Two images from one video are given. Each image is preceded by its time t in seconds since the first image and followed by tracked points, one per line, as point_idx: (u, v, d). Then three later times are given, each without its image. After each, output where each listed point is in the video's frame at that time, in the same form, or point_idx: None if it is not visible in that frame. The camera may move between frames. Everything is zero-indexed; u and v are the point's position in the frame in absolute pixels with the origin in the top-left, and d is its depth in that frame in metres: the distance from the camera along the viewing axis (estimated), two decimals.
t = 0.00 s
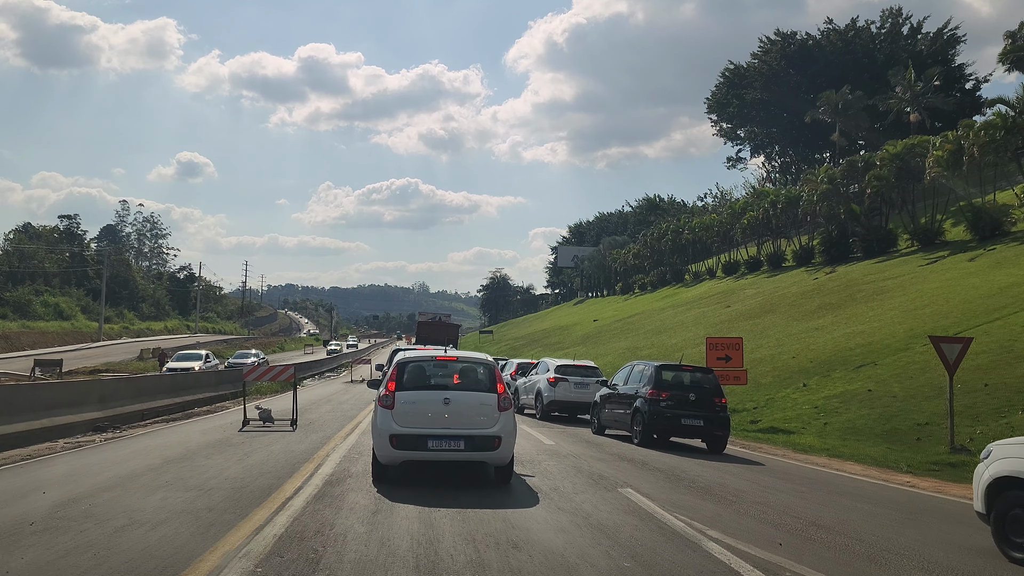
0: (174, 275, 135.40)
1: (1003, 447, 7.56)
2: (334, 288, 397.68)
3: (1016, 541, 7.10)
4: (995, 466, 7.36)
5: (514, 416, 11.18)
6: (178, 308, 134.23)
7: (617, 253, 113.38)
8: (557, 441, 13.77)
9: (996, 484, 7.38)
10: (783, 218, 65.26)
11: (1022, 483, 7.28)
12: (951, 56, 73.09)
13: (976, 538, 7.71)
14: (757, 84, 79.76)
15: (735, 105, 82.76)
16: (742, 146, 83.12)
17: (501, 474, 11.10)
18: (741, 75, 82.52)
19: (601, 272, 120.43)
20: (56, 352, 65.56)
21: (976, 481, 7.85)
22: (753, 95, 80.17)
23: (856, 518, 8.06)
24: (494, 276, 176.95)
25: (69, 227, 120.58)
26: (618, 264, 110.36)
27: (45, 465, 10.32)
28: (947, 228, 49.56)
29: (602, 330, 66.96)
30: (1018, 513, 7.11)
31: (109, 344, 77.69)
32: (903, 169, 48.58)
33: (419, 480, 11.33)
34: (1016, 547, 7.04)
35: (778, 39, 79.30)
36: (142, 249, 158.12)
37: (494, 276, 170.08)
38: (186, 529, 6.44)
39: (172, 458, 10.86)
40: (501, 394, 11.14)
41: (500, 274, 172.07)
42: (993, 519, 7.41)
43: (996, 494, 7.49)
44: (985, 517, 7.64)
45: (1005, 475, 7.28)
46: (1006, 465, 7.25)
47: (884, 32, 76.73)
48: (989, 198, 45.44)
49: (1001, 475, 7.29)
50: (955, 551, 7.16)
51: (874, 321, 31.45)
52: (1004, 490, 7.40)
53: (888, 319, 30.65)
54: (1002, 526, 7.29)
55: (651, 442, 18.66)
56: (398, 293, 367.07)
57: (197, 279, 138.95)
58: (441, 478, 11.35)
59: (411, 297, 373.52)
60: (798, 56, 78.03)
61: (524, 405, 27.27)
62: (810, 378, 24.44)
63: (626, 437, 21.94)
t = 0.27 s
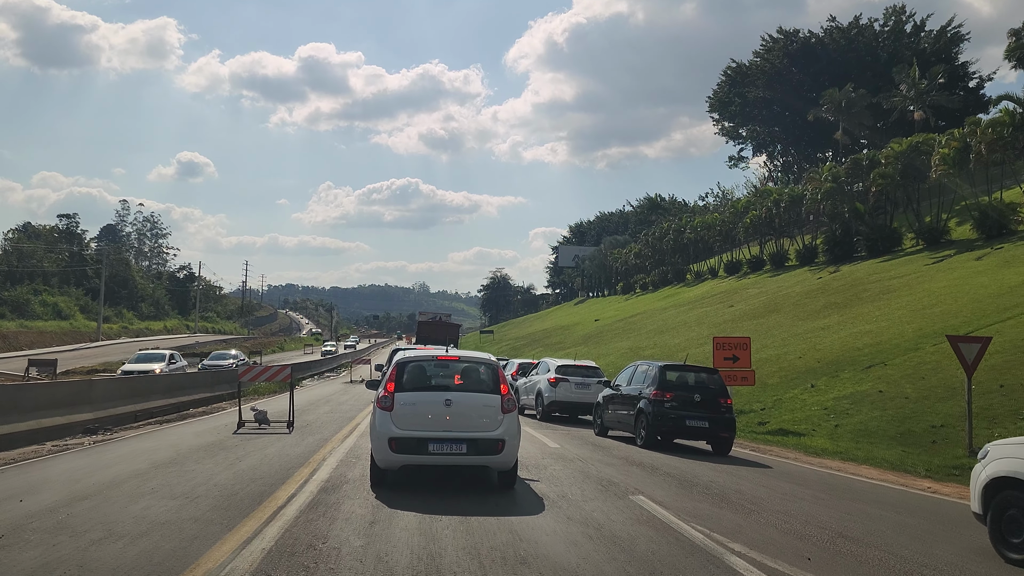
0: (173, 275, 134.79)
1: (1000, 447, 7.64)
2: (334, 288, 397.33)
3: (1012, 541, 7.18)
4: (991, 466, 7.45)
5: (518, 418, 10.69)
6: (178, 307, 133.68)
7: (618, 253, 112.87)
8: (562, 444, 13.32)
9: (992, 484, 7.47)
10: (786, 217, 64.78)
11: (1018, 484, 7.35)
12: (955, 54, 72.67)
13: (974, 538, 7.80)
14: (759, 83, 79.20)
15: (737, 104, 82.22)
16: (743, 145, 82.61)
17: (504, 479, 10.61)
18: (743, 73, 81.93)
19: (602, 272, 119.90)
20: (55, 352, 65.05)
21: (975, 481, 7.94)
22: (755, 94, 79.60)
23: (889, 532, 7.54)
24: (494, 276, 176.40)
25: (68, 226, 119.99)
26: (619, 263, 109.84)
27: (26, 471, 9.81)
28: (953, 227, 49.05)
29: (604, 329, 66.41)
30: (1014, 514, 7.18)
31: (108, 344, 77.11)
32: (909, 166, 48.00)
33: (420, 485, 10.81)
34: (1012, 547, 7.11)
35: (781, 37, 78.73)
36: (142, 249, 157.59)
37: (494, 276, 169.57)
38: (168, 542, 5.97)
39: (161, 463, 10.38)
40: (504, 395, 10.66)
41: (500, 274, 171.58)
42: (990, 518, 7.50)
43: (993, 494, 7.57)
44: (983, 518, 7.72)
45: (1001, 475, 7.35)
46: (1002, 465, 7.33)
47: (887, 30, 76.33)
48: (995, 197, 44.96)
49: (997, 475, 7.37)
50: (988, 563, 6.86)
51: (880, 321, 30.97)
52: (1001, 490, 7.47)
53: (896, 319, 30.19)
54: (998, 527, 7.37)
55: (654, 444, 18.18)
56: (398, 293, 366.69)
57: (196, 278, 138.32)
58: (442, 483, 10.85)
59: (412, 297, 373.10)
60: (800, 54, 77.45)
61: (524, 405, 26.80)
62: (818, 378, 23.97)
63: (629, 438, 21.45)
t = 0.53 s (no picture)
0: (173, 274, 134.26)
1: (999, 446, 7.54)
2: (334, 287, 396.79)
3: (1009, 541, 7.10)
4: (990, 465, 7.35)
5: (523, 420, 10.22)
6: (177, 307, 133.27)
7: (620, 252, 112.37)
8: (567, 447, 12.85)
9: (990, 483, 7.37)
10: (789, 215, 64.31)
11: (1016, 483, 7.24)
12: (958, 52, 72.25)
13: (969, 538, 7.71)
14: (761, 81, 78.63)
15: (739, 103, 81.66)
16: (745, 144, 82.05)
17: (508, 484, 10.16)
18: (745, 72, 81.33)
19: (603, 271, 119.44)
20: (53, 351, 64.55)
21: (973, 479, 7.84)
22: (757, 92, 78.99)
23: (923, 546, 7.05)
24: (495, 275, 175.93)
25: (67, 226, 119.43)
26: (621, 263, 109.32)
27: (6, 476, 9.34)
28: (959, 225, 48.56)
29: (606, 329, 65.90)
30: (1012, 514, 7.08)
31: (106, 343, 76.59)
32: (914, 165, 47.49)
33: (420, 490, 10.33)
34: (1010, 547, 7.02)
35: (783, 35, 78.15)
36: (142, 248, 157.22)
37: (495, 275, 169.16)
38: (142, 557, 5.49)
39: (148, 467, 9.91)
40: (509, 396, 10.19)
41: (501, 273, 171.14)
42: (987, 518, 7.40)
43: (990, 493, 7.48)
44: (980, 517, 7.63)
45: (1000, 475, 7.24)
46: (1001, 465, 7.24)
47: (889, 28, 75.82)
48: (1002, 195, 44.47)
49: (995, 475, 7.27)
50: None
51: (888, 320, 30.49)
52: (999, 490, 7.36)
53: (904, 317, 29.74)
54: (996, 527, 7.27)
55: (659, 445, 17.72)
56: (399, 292, 366.14)
57: (196, 278, 137.79)
58: (443, 488, 10.40)
59: (412, 296, 372.57)
60: (802, 52, 76.89)
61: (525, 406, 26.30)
62: (827, 378, 23.51)
63: (634, 439, 20.98)
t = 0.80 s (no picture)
0: (172, 274, 133.70)
1: (996, 447, 7.46)
2: (334, 287, 396.23)
3: (1005, 541, 7.01)
4: (987, 465, 7.29)
5: (527, 423, 9.74)
6: (177, 306, 132.67)
7: (621, 252, 111.81)
8: (573, 451, 12.37)
9: (988, 484, 7.29)
10: (792, 214, 63.82)
11: (1015, 484, 7.15)
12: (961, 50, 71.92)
13: (968, 539, 7.60)
14: (763, 80, 78.08)
15: (741, 102, 81.12)
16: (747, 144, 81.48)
17: (513, 490, 9.69)
18: (746, 70, 80.73)
19: (604, 271, 118.90)
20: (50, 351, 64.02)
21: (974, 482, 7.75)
22: (759, 91, 78.42)
23: (958, 559, 6.64)
24: (495, 275, 175.44)
25: (66, 225, 118.89)
26: (622, 262, 108.79)
27: None
28: (965, 224, 48.03)
29: (608, 329, 65.40)
30: (1009, 514, 6.99)
31: (104, 343, 76.03)
32: (920, 163, 46.96)
33: (421, 496, 9.83)
34: (1007, 548, 6.93)
35: (785, 34, 77.62)
36: (142, 248, 156.65)
37: (495, 275, 168.66)
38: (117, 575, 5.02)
39: (132, 473, 9.38)
40: (513, 398, 9.72)
41: (501, 273, 170.66)
42: (984, 518, 7.32)
43: (989, 495, 7.41)
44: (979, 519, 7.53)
45: (998, 474, 7.17)
46: (999, 464, 7.17)
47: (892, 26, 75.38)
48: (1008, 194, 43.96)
49: (992, 475, 7.21)
50: None
51: (896, 319, 29.98)
52: (997, 490, 7.29)
53: (912, 317, 29.25)
54: (993, 528, 7.18)
55: (663, 447, 17.20)
56: (399, 292, 365.67)
57: (195, 277, 137.22)
58: (444, 495, 9.90)
59: (412, 296, 372.09)
60: (804, 51, 76.38)
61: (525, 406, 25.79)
62: (836, 379, 23.00)
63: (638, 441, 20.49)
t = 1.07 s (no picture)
0: (171, 273, 133.17)
1: (995, 446, 7.30)
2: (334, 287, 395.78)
3: (1005, 542, 6.89)
4: (986, 464, 7.14)
5: (532, 426, 9.26)
6: (176, 305, 132.16)
7: (622, 251, 111.30)
8: (579, 454, 11.89)
9: (987, 483, 7.15)
10: (795, 213, 63.35)
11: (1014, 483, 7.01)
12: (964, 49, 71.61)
13: (967, 539, 7.47)
14: (765, 79, 77.62)
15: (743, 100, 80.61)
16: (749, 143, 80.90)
17: (517, 496, 9.23)
18: (749, 69, 80.21)
19: (605, 270, 118.33)
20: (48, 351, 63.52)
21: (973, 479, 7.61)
22: (761, 89, 77.94)
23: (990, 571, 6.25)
24: (495, 275, 174.81)
25: (65, 224, 118.39)
26: (623, 262, 108.30)
27: None
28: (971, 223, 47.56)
29: (609, 328, 64.95)
30: (1009, 514, 6.85)
31: (102, 342, 75.50)
32: (925, 161, 46.52)
33: (421, 502, 9.34)
34: (1006, 549, 6.81)
35: (787, 32, 77.14)
36: (141, 247, 156.12)
37: (496, 274, 168.19)
38: None
39: (117, 478, 8.91)
40: (518, 399, 9.24)
41: (501, 273, 170.21)
42: (984, 517, 7.18)
43: (988, 494, 7.26)
44: (978, 518, 7.40)
45: (997, 474, 7.02)
46: (998, 464, 7.03)
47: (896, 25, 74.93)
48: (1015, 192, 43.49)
49: (991, 474, 7.06)
50: None
51: (903, 319, 29.50)
52: (996, 489, 7.15)
53: (921, 316, 28.77)
54: (992, 529, 7.05)
55: (667, 448, 16.73)
56: (399, 292, 365.27)
57: (194, 276, 136.68)
58: (444, 501, 9.42)
59: (412, 296, 371.67)
60: (807, 49, 75.89)
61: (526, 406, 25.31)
62: (846, 379, 22.51)
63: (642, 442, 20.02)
